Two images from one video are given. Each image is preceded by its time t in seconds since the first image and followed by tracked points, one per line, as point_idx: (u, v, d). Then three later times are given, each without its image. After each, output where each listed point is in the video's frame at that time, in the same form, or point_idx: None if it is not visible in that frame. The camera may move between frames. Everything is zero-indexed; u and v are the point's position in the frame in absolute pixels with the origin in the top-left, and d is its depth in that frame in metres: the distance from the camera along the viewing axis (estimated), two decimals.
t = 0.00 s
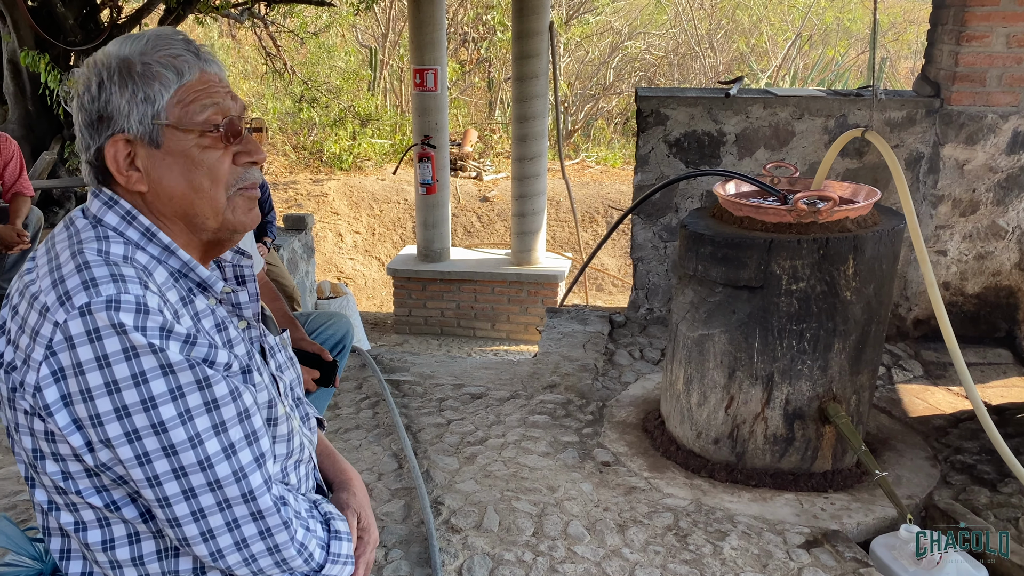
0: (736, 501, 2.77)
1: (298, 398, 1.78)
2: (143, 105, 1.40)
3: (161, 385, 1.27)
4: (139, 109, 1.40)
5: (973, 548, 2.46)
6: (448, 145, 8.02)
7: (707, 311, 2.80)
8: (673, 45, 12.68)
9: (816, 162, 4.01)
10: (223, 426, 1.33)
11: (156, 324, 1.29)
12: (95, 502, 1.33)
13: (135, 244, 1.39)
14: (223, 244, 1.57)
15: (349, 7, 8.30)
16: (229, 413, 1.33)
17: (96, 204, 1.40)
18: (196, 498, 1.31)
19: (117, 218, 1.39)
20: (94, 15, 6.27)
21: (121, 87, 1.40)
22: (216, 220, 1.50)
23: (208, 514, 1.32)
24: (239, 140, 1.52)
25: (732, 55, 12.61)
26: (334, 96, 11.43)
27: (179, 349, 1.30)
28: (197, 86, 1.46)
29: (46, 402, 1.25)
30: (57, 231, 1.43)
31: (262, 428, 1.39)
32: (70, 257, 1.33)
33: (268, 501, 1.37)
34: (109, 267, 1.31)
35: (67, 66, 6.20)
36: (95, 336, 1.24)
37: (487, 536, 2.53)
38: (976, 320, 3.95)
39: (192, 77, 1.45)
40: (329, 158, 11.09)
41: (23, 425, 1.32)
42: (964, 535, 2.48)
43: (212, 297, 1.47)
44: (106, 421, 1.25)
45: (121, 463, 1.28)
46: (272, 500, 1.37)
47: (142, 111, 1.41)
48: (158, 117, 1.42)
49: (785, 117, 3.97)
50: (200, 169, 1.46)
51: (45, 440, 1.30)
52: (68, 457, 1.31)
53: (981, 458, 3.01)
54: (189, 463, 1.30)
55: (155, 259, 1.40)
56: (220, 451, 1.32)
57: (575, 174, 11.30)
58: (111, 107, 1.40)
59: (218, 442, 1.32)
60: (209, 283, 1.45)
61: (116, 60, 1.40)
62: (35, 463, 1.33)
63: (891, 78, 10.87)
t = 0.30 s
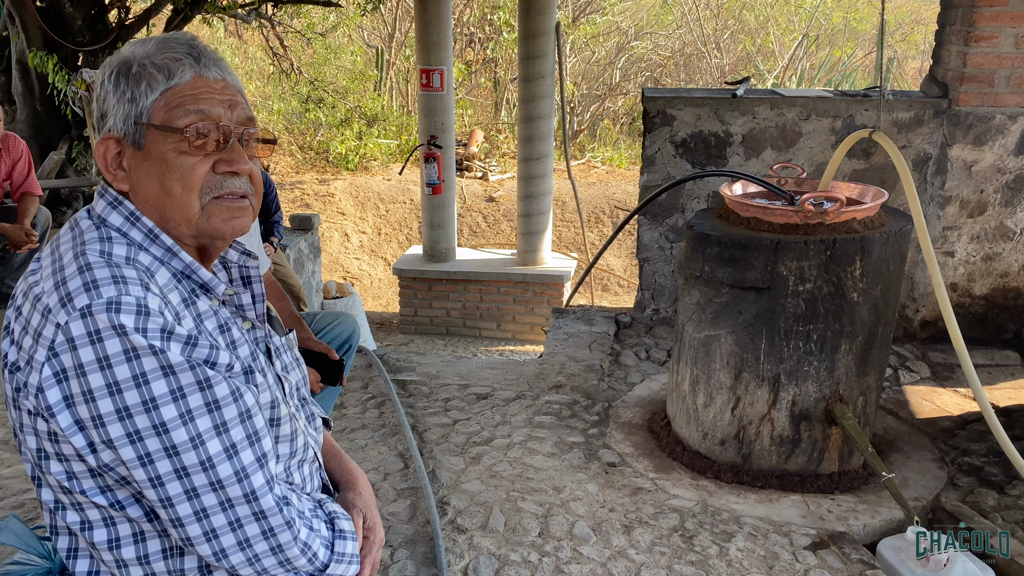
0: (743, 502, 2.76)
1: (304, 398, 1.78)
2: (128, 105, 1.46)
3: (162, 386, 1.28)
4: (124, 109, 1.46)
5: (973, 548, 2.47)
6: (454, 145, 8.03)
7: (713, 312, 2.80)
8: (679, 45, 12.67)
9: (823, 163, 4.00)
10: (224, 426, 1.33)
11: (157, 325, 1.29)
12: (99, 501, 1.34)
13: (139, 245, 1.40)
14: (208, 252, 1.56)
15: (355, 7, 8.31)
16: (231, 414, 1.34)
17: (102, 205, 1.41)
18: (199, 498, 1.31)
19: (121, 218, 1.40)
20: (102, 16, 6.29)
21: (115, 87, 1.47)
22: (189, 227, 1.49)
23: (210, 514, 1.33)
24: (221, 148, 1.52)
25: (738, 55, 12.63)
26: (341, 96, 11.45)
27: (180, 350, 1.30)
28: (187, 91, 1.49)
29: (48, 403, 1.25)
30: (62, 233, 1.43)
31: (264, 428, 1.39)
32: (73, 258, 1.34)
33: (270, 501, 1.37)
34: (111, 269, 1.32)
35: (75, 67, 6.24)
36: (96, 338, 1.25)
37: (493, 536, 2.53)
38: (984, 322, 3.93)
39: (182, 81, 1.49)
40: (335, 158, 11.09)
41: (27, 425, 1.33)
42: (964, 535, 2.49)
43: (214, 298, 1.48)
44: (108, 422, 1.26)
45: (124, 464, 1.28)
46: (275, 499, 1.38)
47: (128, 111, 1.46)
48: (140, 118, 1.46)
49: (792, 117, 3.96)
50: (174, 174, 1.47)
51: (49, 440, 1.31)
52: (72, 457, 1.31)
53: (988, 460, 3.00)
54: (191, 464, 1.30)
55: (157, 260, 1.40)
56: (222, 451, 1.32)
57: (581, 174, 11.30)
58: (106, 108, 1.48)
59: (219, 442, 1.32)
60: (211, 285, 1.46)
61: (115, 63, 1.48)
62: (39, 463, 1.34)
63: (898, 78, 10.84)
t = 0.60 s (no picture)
0: (749, 504, 2.76)
1: (314, 400, 1.78)
2: (144, 107, 1.47)
3: (177, 386, 1.28)
4: (139, 110, 1.47)
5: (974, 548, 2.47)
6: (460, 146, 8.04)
7: (720, 313, 2.79)
8: (685, 45, 12.66)
9: (830, 164, 3.99)
10: (238, 426, 1.33)
11: (172, 326, 1.30)
12: (112, 499, 1.34)
13: (154, 246, 1.40)
14: (223, 253, 1.57)
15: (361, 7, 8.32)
16: (244, 414, 1.34)
17: (117, 205, 1.42)
18: (211, 498, 1.32)
19: (136, 219, 1.41)
20: (110, 17, 6.31)
21: (131, 89, 1.48)
22: (204, 227, 1.50)
23: (222, 514, 1.33)
24: (235, 148, 1.52)
25: (744, 56, 12.62)
26: (347, 97, 11.46)
27: (195, 350, 1.31)
28: (202, 91, 1.50)
29: (64, 401, 1.26)
30: (77, 233, 1.44)
31: (276, 429, 1.40)
32: (90, 258, 1.34)
33: (281, 501, 1.37)
34: (127, 269, 1.32)
35: (83, 67, 6.25)
36: (112, 337, 1.25)
37: (499, 537, 2.53)
38: (992, 324, 3.92)
39: (197, 82, 1.50)
40: (341, 159, 11.09)
41: (42, 423, 1.33)
42: (964, 535, 2.48)
43: (227, 299, 1.48)
44: (123, 420, 1.26)
45: (137, 463, 1.29)
46: (286, 500, 1.38)
47: (143, 113, 1.47)
48: (156, 120, 1.47)
49: (800, 118, 3.95)
50: (189, 174, 1.49)
51: (64, 438, 1.31)
52: (86, 455, 1.32)
53: (996, 463, 2.98)
54: (204, 463, 1.30)
55: (172, 261, 1.41)
56: (234, 451, 1.33)
57: (587, 175, 11.29)
58: (122, 110, 1.49)
59: (232, 443, 1.33)
60: (224, 287, 1.46)
61: (131, 65, 1.49)
62: (54, 461, 1.35)
63: (905, 79, 10.81)
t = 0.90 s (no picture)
0: (753, 506, 2.76)
1: (320, 403, 1.79)
2: (169, 115, 1.45)
3: (188, 391, 1.29)
4: (164, 119, 1.45)
5: (973, 548, 2.49)
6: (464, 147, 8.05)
7: (724, 316, 2.79)
8: (690, 46, 12.66)
9: (835, 166, 3.99)
10: (247, 431, 1.34)
11: (184, 331, 1.31)
12: (121, 502, 1.35)
13: (165, 251, 1.41)
14: (241, 258, 1.58)
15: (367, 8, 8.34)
16: (253, 419, 1.35)
17: (128, 212, 1.43)
18: (219, 502, 1.32)
19: (148, 225, 1.41)
20: (117, 18, 6.34)
21: (153, 96, 1.45)
22: (230, 236, 1.51)
23: (229, 518, 1.34)
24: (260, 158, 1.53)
25: (750, 56, 12.62)
26: (352, 97, 11.49)
27: (206, 356, 1.31)
28: (227, 101, 1.49)
29: (76, 405, 1.27)
30: (89, 237, 1.45)
31: (285, 434, 1.40)
32: (103, 263, 1.35)
33: (288, 506, 1.38)
34: (140, 274, 1.33)
35: (90, 69, 6.27)
36: (125, 341, 1.26)
37: (502, 538, 2.53)
38: (997, 327, 3.91)
39: (222, 93, 1.49)
40: (346, 159, 11.10)
41: (53, 426, 1.34)
42: (964, 535, 2.50)
43: (237, 303, 1.49)
44: (134, 424, 1.27)
45: (147, 466, 1.30)
46: (293, 505, 1.39)
47: (169, 121, 1.45)
48: (182, 128, 1.45)
49: (804, 121, 3.95)
50: (217, 184, 1.48)
51: (74, 441, 1.32)
52: (96, 458, 1.33)
53: (1001, 466, 2.97)
54: (213, 468, 1.31)
55: (183, 266, 1.42)
56: (243, 456, 1.33)
57: (592, 176, 11.29)
58: (142, 115, 1.46)
59: (241, 448, 1.33)
60: (235, 291, 1.47)
61: (153, 71, 1.46)
62: (63, 464, 1.36)
63: (912, 79, 10.78)
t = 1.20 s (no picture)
0: (759, 511, 2.76)
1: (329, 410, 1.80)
2: (196, 128, 1.44)
3: (204, 398, 1.30)
4: (191, 131, 1.44)
5: (974, 549, 2.49)
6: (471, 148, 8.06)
7: (731, 320, 2.80)
8: (698, 47, 12.65)
9: (842, 170, 3.98)
10: (261, 437, 1.35)
11: (201, 337, 1.32)
12: (135, 508, 1.37)
13: (180, 259, 1.43)
14: (261, 264, 1.61)
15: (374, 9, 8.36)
16: (267, 426, 1.36)
17: (143, 220, 1.44)
18: (232, 508, 1.34)
19: (162, 233, 1.43)
20: (126, 20, 6.42)
21: (179, 107, 1.43)
22: (253, 245, 1.53)
23: (242, 524, 1.35)
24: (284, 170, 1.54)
25: (758, 58, 12.62)
26: (360, 99, 11.53)
27: (222, 363, 1.33)
28: (255, 113, 1.49)
29: (93, 411, 1.28)
30: (104, 245, 1.46)
31: (298, 441, 1.41)
32: (119, 270, 1.37)
33: (300, 512, 1.39)
34: (156, 282, 1.35)
35: (99, 71, 6.27)
36: (142, 348, 1.28)
37: (509, 542, 2.54)
38: (1006, 331, 3.89)
39: (247, 106, 1.48)
40: (354, 160, 11.12)
41: (68, 432, 1.35)
42: (964, 535, 2.50)
43: (251, 310, 1.51)
44: (150, 430, 1.29)
45: (162, 471, 1.31)
46: (305, 511, 1.40)
47: (196, 133, 1.44)
48: (210, 141, 1.45)
49: (812, 124, 3.94)
50: (243, 195, 1.50)
51: (90, 446, 1.33)
52: (111, 463, 1.34)
53: (1009, 471, 2.96)
54: (227, 473, 1.32)
55: (198, 274, 1.43)
56: (257, 463, 1.34)
57: (599, 177, 11.28)
58: (166, 125, 1.44)
59: (255, 454, 1.34)
60: (249, 297, 1.48)
61: (178, 82, 1.44)
62: (78, 469, 1.37)
63: (921, 80, 10.73)
